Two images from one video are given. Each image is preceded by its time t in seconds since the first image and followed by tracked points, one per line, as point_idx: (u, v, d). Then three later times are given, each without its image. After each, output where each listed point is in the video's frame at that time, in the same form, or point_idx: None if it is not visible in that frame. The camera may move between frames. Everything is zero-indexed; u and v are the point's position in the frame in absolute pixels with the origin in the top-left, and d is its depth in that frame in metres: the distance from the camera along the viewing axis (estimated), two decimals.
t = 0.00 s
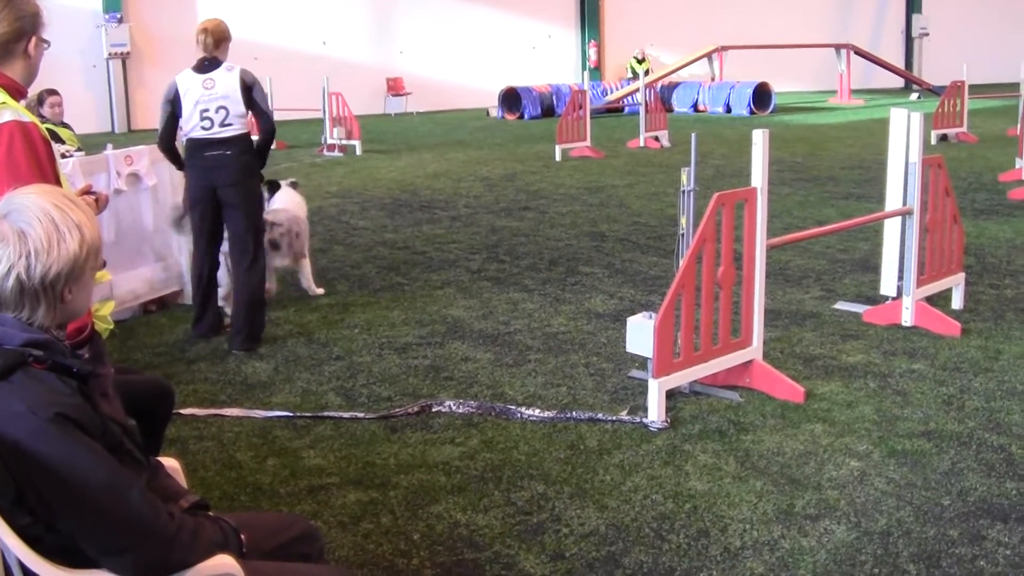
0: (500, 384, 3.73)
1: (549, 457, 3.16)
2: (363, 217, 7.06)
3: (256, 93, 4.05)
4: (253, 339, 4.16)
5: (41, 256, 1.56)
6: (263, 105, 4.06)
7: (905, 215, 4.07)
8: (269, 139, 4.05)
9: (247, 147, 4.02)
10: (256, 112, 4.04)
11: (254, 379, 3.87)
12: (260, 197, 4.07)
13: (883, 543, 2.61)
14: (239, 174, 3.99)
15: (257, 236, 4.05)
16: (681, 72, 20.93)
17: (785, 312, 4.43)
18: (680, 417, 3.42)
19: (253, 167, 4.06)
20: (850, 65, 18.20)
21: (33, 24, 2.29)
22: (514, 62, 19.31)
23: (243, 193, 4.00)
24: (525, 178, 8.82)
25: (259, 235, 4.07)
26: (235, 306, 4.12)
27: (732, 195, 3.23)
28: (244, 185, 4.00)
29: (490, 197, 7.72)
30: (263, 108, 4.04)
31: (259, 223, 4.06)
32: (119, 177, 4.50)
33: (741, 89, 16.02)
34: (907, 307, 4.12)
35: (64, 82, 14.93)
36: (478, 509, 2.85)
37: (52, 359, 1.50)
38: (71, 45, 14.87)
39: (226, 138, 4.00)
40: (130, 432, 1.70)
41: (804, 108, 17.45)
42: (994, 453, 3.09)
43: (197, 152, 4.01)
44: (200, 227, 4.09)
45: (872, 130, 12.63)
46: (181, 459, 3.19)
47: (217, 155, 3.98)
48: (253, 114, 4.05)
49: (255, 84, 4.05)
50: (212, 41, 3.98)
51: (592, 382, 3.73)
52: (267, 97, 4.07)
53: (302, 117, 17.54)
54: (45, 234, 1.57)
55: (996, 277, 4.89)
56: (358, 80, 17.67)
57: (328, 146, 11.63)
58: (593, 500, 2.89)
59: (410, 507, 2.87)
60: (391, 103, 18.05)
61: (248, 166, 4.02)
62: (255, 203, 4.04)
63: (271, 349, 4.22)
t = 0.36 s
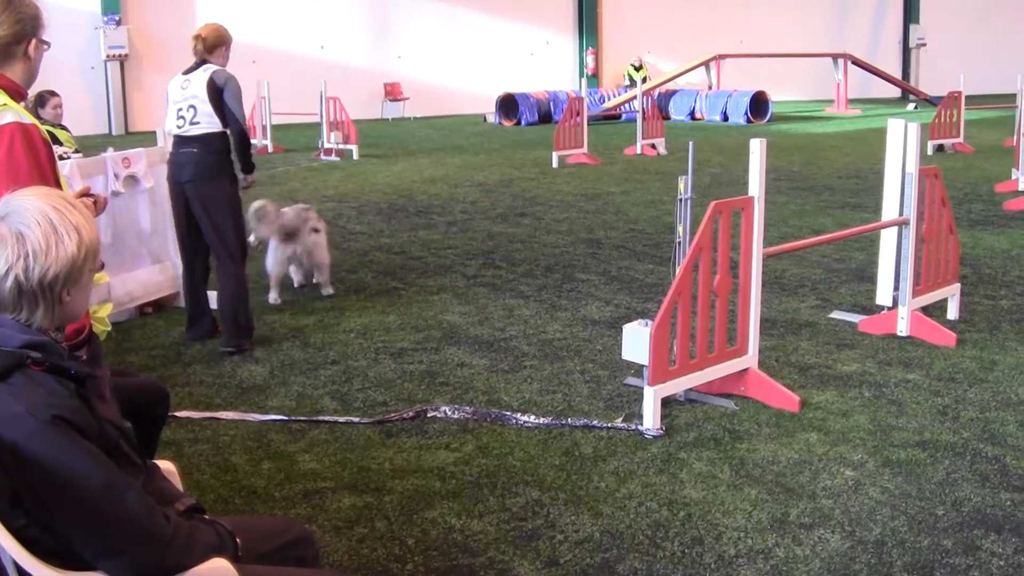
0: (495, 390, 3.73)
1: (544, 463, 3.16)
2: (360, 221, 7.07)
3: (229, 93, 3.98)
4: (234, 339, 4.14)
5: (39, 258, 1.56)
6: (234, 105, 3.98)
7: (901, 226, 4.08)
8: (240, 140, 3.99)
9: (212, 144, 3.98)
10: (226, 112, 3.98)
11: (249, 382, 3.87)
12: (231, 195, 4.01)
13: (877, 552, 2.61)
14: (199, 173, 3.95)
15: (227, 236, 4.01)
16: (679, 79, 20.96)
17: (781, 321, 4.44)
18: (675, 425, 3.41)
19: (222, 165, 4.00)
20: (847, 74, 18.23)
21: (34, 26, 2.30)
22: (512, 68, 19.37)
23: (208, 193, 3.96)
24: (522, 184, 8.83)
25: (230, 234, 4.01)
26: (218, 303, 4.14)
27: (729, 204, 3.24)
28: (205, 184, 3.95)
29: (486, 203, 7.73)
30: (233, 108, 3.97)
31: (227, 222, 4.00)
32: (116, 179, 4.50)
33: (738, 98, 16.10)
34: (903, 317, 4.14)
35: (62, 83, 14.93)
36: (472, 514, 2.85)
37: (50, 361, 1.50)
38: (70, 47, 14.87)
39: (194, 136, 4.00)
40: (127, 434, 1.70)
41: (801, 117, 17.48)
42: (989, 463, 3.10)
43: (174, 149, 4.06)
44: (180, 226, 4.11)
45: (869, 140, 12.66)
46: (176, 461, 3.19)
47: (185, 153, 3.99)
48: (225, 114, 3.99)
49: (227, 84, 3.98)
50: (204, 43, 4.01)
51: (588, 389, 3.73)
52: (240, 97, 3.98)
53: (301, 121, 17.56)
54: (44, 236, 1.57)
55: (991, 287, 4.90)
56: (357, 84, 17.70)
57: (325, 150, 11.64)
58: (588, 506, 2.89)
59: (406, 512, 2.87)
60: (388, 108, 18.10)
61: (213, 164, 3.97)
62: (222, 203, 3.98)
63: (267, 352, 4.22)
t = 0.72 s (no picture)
0: (491, 391, 3.73)
1: (539, 463, 3.16)
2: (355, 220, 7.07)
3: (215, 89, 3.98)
4: (215, 335, 4.16)
5: (33, 258, 1.56)
6: (219, 101, 3.98)
7: (896, 228, 4.07)
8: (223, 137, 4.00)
9: (198, 140, 3.97)
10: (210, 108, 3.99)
11: (243, 381, 3.87)
12: (215, 191, 3.99)
13: (871, 553, 2.61)
14: (183, 168, 3.94)
15: (209, 231, 4.00)
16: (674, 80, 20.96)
17: (776, 322, 4.44)
18: (670, 426, 3.42)
19: (207, 160, 3.98)
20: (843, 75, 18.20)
21: (30, 25, 2.30)
22: (508, 68, 19.37)
23: (191, 187, 3.95)
24: (518, 184, 8.83)
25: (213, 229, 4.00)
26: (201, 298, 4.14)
27: (724, 205, 3.23)
28: (187, 179, 3.94)
29: (481, 203, 7.73)
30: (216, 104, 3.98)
31: (209, 218, 3.99)
32: (111, 178, 4.49)
33: (734, 98, 16.02)
34: (897, 318, 4.13)
35: (57, 82, 14.90)
36: (467, 514, 2.85)
37: (45, 360, 1.51)
38: (66, 46, 14.86)
39: (182, 131, 4.00)
40: (122, 433, 1.70)
41: (798, 117, 17.48)
42: (983, 465, 3.10)
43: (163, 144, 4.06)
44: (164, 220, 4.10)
45: (865, 140, 12.67)
46: (171, 460, 3.18)
47: (172, 147, 3.99)
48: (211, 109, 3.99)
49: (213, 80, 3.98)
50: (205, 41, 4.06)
51: (583, 390, 3.73)
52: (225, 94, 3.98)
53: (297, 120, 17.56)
54: (38, 235, 1.56)
55: (987, 290, 4.90)
56: (353, 84, 17.70)
57: (321, 149, 11.63)
58: (583, 506, 2.89)
59: (400, 512, 2.87)
60: (384, 107, 18.10)
61: (198, 159, 3.96)
62: (205, 199, 3.97)
63: (262, 351, 4.22)
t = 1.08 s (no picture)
0: (488, 385, 3.73)
1: (537, 457, 3.16)
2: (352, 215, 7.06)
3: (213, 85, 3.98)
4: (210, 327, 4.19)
5: (27, 253, 1.55)
6: (215, 97, 3.98)
7: (894, 220, 4.07)
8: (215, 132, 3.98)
9: (185, 134, 3.98)
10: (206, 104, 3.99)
11: (241, 377, 3.86)
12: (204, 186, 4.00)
13: (870, 546, 2.61)
14: (172, 163, 3.95)
15: (200, 224, 4.03)
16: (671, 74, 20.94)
17: (774, 314, 4.44)
18: (668, 419, 3.41)
19: (195, 155, 3.98)
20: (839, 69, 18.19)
21: (26, 20, 2.30)
22: (504, 62, 19.35)
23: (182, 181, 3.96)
24: (514, 178, 8.82)
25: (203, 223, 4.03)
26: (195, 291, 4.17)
27: (722, 198, 3.23)
28: (175, 174, 3.95)
29: (478, 197, 7.72)
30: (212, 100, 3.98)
31: (200, 211, 4.01)
32: (108, 172, 4.48)
33: (730, 91, 16.06)
34: (895, 311, 4.14)
35: (53, 77, 14.88)
36: (466, 508, 2.85)
37: (43, 355, 1.51)
38: (61, 41, 14.84)
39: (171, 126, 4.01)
40: (120, 428, 1.69)
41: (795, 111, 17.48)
42: (981, 457, 3.10)
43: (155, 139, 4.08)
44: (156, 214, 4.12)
45: (861, 133, 12.68)
46: (169, 456, 3.18)
47: (161, 143, 4.01)
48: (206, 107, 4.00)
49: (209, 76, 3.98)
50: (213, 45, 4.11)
51: (580, 383, 3.73)
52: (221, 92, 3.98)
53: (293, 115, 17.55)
54: (30, 230, 1.55)
55: (984, 282, 4.90)
56: (349, 77, 17.69)
57: (317, 144, 11.62)
58: (581, 500, 2.89)
59: (399, 506, 2.87)
60: (380, 101, 18.08)
61: (187, 154, 3.96)
62: (195, 193, 3.99)
63: (259, 346, 4.21)
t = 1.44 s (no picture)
0: (484, 389, 3.73)
1: (533, 461, 3.16)
2: (348, 219, 7.06)
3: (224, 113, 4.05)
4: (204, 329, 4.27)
5: (27, 257, 1.54)
6: (221, 123, 4.05)
7: (890, 225, 4.07)
8: (206, 156, 4.06)
9: (174, 142, 4.04)
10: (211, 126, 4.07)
11: (237, 380, 3.86)
12: (188, 193, 4.04)
13: (866, 551, 2.62)
14: (157, 168, 4.00)
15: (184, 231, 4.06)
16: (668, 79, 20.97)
17: (770, 320, 4.45)
18: (664, 424, 3.42)
19: (180, 163, 4.02)
20: (836, 74, 18.23)
21: (25, 24, 2.30)
22: (501, 67, 19.38)
23: (168, 188, 4.00)
24: (510, 183, 8.83)
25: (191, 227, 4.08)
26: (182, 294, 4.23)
27: (718, 204, 3.23)
28: (160, 179, 3.99)
29: (474, 202, 7.73)
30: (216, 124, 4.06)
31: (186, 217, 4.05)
32: (105, 175, 4.49)
33: (728, 96, 16.12)
34: (891, 316, 4.14)
35: (50, 80, 14.89)
36: (461, 513, 2.85)
37: (40, 359, 1.50)
38: (58, 44, 14.85)
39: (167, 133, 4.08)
40: (115, 432, 1.69)
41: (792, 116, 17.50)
42: (977, 463, 3.10)
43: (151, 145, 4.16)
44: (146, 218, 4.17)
45: (857, 139, 12.70)
46: (165, 459, 3.18)
47: (153, 148, 4.07)
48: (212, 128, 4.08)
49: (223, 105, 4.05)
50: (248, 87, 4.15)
51: (576, 388, 3.73)
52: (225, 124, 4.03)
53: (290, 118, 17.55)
54: (32, 235, 1.55)
55: (980, 288, 4.91)
56: (346, 81, 17.70)
57: (313, 148, 11.62)
58: (577, 504, 2.89)
59: (395, 510, 2.87)
60: (378, 105, 18.08)
61: (173, 161, 4.01)
62: (178, 199, 4.02)
63: (255, 350, 4.21)
